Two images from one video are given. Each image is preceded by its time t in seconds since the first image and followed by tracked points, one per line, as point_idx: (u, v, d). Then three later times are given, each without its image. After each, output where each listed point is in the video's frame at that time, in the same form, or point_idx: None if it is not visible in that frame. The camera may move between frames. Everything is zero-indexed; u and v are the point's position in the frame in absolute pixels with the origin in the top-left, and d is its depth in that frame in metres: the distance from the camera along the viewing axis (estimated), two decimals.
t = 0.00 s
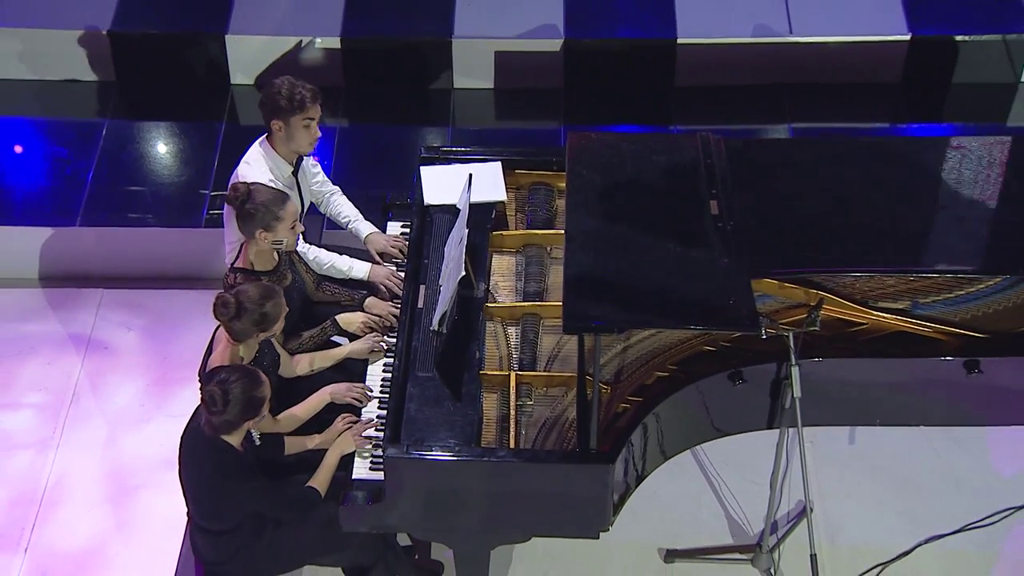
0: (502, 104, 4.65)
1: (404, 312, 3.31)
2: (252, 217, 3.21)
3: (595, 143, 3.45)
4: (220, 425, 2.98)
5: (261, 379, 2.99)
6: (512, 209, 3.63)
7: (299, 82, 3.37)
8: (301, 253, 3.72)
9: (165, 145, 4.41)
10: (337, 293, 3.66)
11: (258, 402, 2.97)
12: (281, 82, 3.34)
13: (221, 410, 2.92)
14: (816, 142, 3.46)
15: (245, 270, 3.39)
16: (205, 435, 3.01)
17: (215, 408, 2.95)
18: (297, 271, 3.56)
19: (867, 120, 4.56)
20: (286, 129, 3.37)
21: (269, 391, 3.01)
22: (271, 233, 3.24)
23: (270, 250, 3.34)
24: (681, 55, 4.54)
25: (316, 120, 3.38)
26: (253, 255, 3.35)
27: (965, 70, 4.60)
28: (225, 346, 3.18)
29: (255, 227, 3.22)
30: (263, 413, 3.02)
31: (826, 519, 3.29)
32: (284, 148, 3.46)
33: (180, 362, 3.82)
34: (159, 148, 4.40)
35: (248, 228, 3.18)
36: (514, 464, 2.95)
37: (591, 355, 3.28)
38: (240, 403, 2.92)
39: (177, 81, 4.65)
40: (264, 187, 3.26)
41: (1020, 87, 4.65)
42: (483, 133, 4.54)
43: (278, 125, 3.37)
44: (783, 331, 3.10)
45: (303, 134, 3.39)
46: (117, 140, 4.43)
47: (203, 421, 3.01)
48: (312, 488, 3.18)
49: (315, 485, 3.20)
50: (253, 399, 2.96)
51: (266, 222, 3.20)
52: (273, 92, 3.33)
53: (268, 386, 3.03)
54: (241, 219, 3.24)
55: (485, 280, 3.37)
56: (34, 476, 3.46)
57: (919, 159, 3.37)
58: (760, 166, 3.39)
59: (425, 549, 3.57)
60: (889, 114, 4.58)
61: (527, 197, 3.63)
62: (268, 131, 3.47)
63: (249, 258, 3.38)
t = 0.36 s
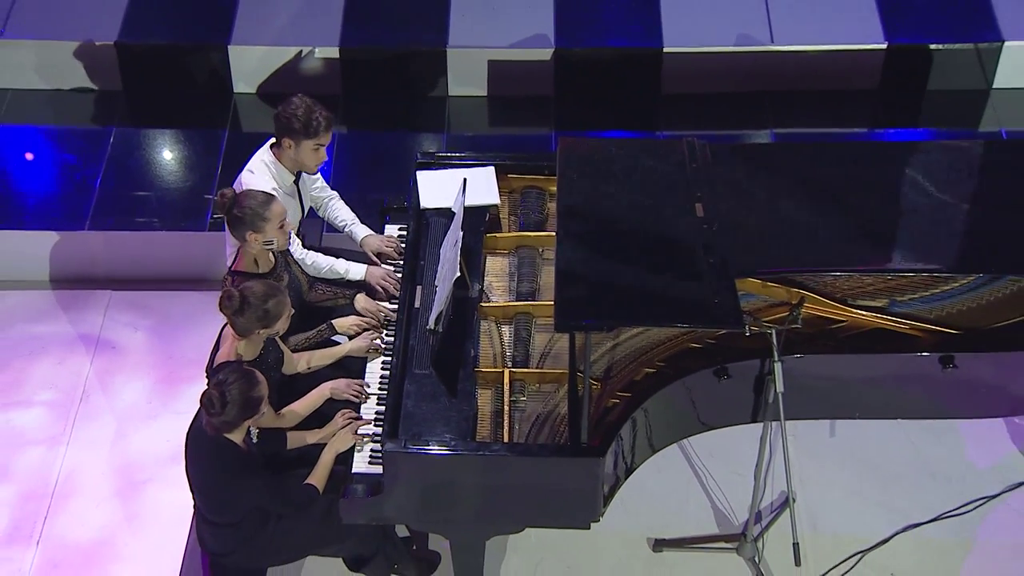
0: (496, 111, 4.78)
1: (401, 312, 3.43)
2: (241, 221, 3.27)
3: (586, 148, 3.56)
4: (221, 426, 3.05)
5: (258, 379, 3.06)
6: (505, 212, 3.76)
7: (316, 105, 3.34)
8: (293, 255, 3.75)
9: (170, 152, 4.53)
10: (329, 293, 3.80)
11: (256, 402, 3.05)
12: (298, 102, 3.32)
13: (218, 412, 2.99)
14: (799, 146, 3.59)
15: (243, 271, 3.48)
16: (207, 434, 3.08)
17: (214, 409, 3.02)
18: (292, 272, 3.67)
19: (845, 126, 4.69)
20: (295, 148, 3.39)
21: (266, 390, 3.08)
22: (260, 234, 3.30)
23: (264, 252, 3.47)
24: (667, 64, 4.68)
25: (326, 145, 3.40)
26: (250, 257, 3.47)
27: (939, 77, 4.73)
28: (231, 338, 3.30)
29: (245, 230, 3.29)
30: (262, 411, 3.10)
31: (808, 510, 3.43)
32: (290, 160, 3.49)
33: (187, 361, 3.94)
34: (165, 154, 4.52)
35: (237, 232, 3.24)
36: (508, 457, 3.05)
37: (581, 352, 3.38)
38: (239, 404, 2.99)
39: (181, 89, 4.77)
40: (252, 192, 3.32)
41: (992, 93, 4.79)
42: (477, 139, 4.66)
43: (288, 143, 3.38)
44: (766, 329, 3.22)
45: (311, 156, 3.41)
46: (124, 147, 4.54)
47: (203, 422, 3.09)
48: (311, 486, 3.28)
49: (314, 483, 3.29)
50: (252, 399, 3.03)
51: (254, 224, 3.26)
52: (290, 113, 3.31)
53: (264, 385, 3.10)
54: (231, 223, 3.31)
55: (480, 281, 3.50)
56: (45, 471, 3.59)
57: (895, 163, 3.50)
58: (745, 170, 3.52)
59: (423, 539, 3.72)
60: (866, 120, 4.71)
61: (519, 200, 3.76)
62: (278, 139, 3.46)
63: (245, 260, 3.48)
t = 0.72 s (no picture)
0: (485, 118, 4.92)
1: (395, 312, 3.56)
2: (230, 225, 3.36)
3: (573, 152, 3.70)
4: (211, 425, 3.15)
5: (243, 378, 3.15)
6: (494, 215, 3.90)
7: (325, 128, 3.44)
8: (287, 258, 3.84)
9: (172, 159, 4.66)
10: (321, 294, 3.94)
11: (242, 402, 3.14)
12: (309, 122, 3.42)
13: (204, 414, 3.09)
14: (777, 151, 3.73)
15: (235, 274, 3.60)
16: (200, 435, 3.17)
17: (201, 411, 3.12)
18: (286, 274, 3.80)
19: (821, 130, 4.83)
20: (295, 163, 3.48)
21: (250, 389, 3.18)
22: (248, 236, 3.39)
23: (253, 253, 3.56)
24: (650, 72, 4.81)
25: (325, 166, 3.51)
26: (247, 258, 3.58)
27: (910, 83, 4.88)
28: (235, 336, 3.43)
29: (233, 234, 3.38)
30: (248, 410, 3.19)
31: (787, 500, 3.58)
32: (288, 172, 3.59)
33: (188, 360, 4.07)
34: (167, 161, 4.65)
35: (225, 235, 3.34)
36: (499, 451, 3.17)
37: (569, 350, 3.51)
38: (225, 406, 3.07)
39: (182, 98, 4.90)
40: (239, 196, 3.41)
41: (961, 98, 4.93)
42: (468, 144, 4.80)
43: (290, 157, 3.46)
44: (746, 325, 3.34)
45: (309, 172, 3.51)
46: (127, 154, 4.67)
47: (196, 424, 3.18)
48: (311, 478, 3.41)
49: (315, 474, 3.42)
50: (237, 399, 3.13)
51: (241, 227, 3.35)
52: (299, 132, 3.40)
53: (250, 385, 3.19)
54: (220, 227, 3.41)
55: (471, 282, 3.63)
56: (53, 468, 3.72)
57: (868, 167, 3.65)
58: (725, 174, 3.66)
59: (418, 531, 3.79)
60: (840, 124, 4.85)
61: (508, 204, 3.89)
62: (280, 150, 3.54)
63: (238, 262, 3.59)
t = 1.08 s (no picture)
0: (474, 125, 5.06)
1: (389, 312, 3.69)
2: (223, 229, 3.47)
3: (560, 157, 3.83)
4: (207, 425, 3.22)
5: (237, 378, 3.20)
6: (484, 219, 4.05)
7: (319, 133, 3.57)
8: (285, 262, 3.98)
9: (173, 166, 4.79)
10: (316, 297, 4.07)
11: (237, 401, 3.19)
12: (302, 128, 3.55)
13: (200, 414, 3.15)
14: (756, 156, 3.87)
15: (230, 277, 3.70)
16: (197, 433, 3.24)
17: (197, 410, 3.18)
18: (281, 273, 3.91)
19: (798, 134, 4.99)
20: (293, 168, 3.62)
21: (244, 387, 3.22)
22: (241, 238, 3.51)
23: (248, 257, 3.67)
24: (632, 80, 4.96)
25: (321, 170, 3.63)
26: (242, 263, 3.69)
27: (882, 89, 5.04)
28: (239, 336, 3.55)
29: (226, 238, 3.49)
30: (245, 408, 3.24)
31: (766, 490, 3.73)
32: (286, 178, 3.72)
33: (190, 360, 4.21)
34: (168, 168, 4.77)
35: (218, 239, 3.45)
36: (489, 446, 3.28)
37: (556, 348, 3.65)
38: (220, 405, 3.13)
39: (182, 108, 5.04)
40: (230, 201, 3.51)
41: (929, 103, 5.11)
42: (458, 150, 4.93)
43: (287, 162, 3.60)
44: (726, 322, 3.47)
45: (306, 177, 3.64)
46: (129, 162, 4.80)
47: (193, 424, 3.24)
48: (307, 475, 3.52)
49: (310, 471, 3.54)
50: (232, 399, 3.18)
51: (233, 230, 3.47)
52: (294, 137, 3.53)
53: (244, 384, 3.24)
54: (213, 233, 3.52)
55: (462, 282, 3.76)
56: (60, 464, 3.85)
57: (842, 170, 3.79)
58: (706, 178, 3.80)
59: (413, 522, 3.92)
60: (815, 128, 5.01)
61: (497, 207, 4.04)
62: (278, 157, 3.68)
63: (233, 265, 3.69)
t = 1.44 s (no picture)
0: (466, 131, 5.20)
1: (386, 313, 3.83)
2: (222, 235, 3.60)
3: (549, 163, 3.97)
4: (211, 421, 3.34)
5: (240, 377, 3.33)
6: (475, 221, 4.20)
7: (317, 139, 3.72)
8: (284, 267, 4.10)
9: (176, 172, 4.92)
10: (314, 300, 4.19)
11: (241, 400, 3.32)
12: (301, 134, 3.69)
13: (205, 411, 3.27)
14: (738, 161, 4.02)
15: (229, 281, 3.83)
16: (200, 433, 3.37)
17: (202, 409, 3.30)
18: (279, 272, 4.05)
19: (776, 138, 5.14)
20: (293, 174, 3.76)
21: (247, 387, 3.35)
22: (238, 243, 3.64)
23: (245, 262, 3.80)
24: (617, 88, 5.11)
25: (320, 174, 3.78)
26: (241, 267, 3.81)
27: (858, 95, 5.19)
28: (240, 338, 3.68)
29: (224, 243, 3.62)
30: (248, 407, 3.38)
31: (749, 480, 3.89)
32: (287, 185, 3.87)
33: (193, 360, 4.35)
34: (171, 174, 4.91)
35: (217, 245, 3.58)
36: (482, 441, 3.40)
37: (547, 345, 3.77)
38: (224, 403, 3.26)
39: (183, 116, 5.18)
40: (226, 207, 3.63)
41: (902, 109, 5.27)
42: (451, 156, 5.07)
43: (287, 168, 3.75)
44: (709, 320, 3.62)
45: (306, 182, 3.79)
46: (134, 168, 4.94)
47: (199, 421, 3.37)
48: (308, 468, 3.60)
49: (311, 464, 3.63)
50: (236, 398, 3.31)
51: (231, 235, 3.60)
52: (292, 143, 3.68)
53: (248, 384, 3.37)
54: (211, 239, 3.64)
55: (455, 283, 3.91)
56: (69, 461, 3.99)
57: (820, 174, 3.94)
58: (690, 182, 3.95)
59: (409, 515, 4.04)
60: (792, 134, 5.17)
61: (488, 210, 4.19)
62: (278, 164, 3.83)
63: (231, 270, 3.82)
